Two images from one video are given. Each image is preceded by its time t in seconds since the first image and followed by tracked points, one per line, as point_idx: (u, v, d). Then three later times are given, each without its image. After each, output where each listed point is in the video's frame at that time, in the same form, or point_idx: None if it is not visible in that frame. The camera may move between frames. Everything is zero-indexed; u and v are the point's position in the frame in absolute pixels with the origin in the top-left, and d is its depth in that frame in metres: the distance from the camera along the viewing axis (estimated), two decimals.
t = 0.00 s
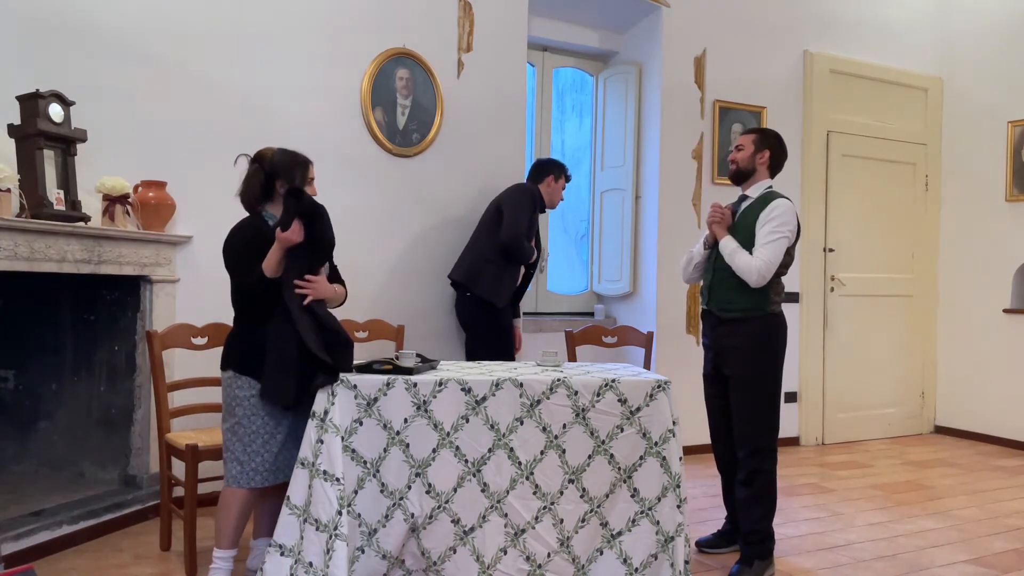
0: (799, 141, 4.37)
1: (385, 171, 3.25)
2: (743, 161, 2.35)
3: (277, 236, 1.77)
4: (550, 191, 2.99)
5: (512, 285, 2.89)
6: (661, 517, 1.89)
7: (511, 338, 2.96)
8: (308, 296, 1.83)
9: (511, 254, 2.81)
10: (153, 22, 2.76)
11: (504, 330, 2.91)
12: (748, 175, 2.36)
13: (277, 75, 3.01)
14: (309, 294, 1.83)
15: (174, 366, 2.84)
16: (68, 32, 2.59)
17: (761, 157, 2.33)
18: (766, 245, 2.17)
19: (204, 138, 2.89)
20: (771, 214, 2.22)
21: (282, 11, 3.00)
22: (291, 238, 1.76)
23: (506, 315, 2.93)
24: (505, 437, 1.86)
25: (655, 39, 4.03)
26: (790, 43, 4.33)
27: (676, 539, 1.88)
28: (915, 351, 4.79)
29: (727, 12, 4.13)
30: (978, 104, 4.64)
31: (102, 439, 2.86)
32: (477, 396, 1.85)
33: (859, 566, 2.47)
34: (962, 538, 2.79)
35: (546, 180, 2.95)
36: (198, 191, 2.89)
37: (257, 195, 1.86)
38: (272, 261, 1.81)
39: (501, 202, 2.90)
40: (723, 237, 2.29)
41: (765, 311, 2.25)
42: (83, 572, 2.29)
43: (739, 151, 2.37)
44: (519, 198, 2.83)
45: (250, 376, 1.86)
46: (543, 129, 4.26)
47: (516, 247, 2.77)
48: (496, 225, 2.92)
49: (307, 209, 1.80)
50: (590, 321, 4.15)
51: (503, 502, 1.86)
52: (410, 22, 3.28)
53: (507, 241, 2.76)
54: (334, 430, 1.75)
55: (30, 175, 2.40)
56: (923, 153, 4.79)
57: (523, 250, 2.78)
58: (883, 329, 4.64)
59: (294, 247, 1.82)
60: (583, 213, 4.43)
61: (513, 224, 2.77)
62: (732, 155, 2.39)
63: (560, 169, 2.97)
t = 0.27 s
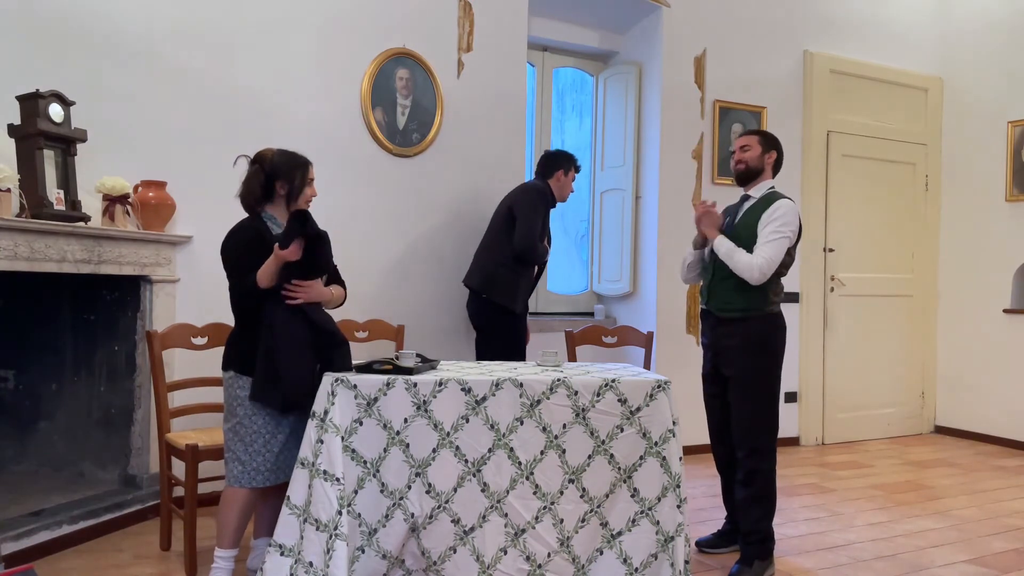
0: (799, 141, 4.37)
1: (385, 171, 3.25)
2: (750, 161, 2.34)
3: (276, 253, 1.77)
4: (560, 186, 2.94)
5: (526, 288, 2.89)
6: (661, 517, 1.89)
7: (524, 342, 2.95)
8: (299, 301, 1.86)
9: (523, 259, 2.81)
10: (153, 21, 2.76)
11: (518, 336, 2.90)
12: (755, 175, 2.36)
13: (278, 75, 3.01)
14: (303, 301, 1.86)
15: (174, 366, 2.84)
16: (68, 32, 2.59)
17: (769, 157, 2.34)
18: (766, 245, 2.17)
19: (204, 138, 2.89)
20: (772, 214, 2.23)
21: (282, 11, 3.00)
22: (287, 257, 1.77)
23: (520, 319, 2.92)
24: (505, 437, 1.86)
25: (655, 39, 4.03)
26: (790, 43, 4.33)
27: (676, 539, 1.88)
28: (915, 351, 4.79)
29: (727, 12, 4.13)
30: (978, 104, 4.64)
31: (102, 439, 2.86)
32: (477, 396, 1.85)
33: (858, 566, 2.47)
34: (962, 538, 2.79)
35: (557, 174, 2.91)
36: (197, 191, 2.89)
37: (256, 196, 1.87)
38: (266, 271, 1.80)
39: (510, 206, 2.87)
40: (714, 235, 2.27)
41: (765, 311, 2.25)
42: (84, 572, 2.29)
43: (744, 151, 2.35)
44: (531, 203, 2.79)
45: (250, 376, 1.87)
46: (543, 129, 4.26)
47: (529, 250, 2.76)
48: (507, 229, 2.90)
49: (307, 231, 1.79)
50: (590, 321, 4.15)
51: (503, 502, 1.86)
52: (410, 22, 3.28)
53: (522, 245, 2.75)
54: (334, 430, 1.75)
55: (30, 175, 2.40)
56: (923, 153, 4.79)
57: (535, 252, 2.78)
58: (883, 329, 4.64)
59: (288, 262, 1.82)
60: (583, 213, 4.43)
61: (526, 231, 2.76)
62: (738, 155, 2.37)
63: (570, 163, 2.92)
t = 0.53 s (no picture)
0: (799, 141, 4.37)
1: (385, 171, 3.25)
2: (748, 164, 2.36)
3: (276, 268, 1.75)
4: (569, 181, 2.88)
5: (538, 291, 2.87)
6: (661, 517, 1.89)
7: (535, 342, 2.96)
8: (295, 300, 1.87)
9: (533, 263, 2.79)
10: (153, 21, 2.76)
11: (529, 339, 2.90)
12: (754, 177, 2.37)
13: (278, 76, 3.01)
14: (297, 300, 1.88)
15: (173, 366, 2.84)
16: (68, 32, 2.59)
17: (765, 159, 2.34)
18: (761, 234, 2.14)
19: (204, 138, 2.89)
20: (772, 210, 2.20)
21: (282, 11, 3.00)
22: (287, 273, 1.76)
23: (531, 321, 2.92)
24: (505, 437, 1.86)
25: (655, 39, 4.03)
26: (790, 44, 4.33)
27: (676, 539, 1.88)
28: (915, 351, 4.79)
29: (727, 12, 4.13)
30: (978, 104, 4.64)
31: (102, 439, 2.85)
32: (477, 396, 1.85)
33: (858, 566, 2.47)
34: (962, 538, 2.79)
35: (564, 170, 2.84)
36: (197, 191, 2.89)
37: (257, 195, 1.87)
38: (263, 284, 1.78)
39: (520, 207, 2.83)
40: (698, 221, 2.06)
41: (766, 310, 2.24)
42: (84, 572, 2.29)
43: (742, 156, 2.38)
44: (542, 207, 2.75)
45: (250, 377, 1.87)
46: (543, 129, 4.26)
47: (539, 254, 2.74)
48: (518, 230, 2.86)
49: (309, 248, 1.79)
50: (590, 321, 4.15)
51: (503, 502, 1.86)
52: (410, 22, 3.28)
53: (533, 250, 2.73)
54: (334, 430, 1.75)
55: (30, 175, 2.40)
56: (923, 153, 4.79)
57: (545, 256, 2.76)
58: (883, 329, 4.64)
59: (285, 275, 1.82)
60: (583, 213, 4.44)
61: (536, 235, 2.73)
62: (737, 160, 2.40)
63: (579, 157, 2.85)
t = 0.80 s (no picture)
0: (799, 141, 4.37)
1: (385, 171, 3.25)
2: (745, 162, 2.36)
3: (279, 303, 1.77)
4: (573, 179, 2.86)
5: (543, 293, 2.87)
6: (661, 517, 1.89)
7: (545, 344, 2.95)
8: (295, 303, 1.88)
9: (536, 266, 2.79)
10: (153, 21, 2.76)
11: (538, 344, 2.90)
12: (749, 176, 2.37)
13: (278, 76, 3.01)
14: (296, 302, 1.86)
15: (173, 366, 2.85)
16: (67, 32, 2.59)
17: (764, 160, 2.34)
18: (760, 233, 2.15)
19: (204, 138, 2.89)
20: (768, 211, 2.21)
21: (282, 11, 3.00)
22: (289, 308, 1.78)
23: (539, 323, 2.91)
24: (505, 437, 1.86)
25: (655, 39, 4.03)
26: (790, 43, 4.33)
27: (676, 539, 1.88)
28: (915, 351, 4.79)
29: (727, 12, 4.13)
30: (978, 104, 4.64)
31: (102, 439, 2.85)
32: (477, 396, 1.85)
33: (858, 566, 2.47)
34: (962, 538, 2.79)
35: (568, 169, 2.82)
36: (197, 191, 2.89)
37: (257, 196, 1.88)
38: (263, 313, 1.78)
39: (521, 211, 2.83)
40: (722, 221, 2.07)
41: (765, 311, 2.24)
42: (84, 572, 2.29)
43: (743, 152, 2.37)
44: (541, 210, 2.75)
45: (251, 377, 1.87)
46: (543, 129, 4.26)
47: (540, 256, 2.74)
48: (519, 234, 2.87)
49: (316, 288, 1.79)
50: (590, 321, 4.15)
51: (503, 502, 1.86)
52: (410, 22, 3.28)
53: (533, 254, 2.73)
54: (334, 430, 1.75)
55: (30, 175, 2.40)
56: (923, 153, 4.79)
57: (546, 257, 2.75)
58: (883, 329, 4.64)
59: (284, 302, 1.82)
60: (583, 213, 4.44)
61: (536, 238, 2.73)
62: (736, 155, 2.39)
63: (580, 154, 2.82)
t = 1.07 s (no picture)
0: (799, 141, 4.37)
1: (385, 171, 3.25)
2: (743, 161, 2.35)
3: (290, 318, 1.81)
4: (574, 180, 2.84)
5: (545, 294, 2.86)
6: (661, 517, 1.89)
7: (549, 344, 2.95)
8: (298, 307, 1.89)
9: (535, 268, 2.79)
10: (153, 21, 2.76)
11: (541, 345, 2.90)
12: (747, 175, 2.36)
13: (278, 76, 3.01)
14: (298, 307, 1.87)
15: (173, 366, 2.85)
16: (67, 32, 2.59)
17: (762, 161, 2.33)
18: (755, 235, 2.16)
19: (204, 138, 2.89)
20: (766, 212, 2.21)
21: (282, 11, 3.00)
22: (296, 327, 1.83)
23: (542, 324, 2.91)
24: (505, 437, 1.86)
25: (655, 39, 4.03)
26: (790, 43, 4.33)
27: (676, 539, 1.88)
28: (915, 351, 4.79)
29: (727, 12, 4.13)
30: (978, 104, 4.64)
31: (102, 439, 2.85)
32: (477, 396, 1.85)
33: (858, 566, 2.47)
34: (962, 538, 2.79)
35: (568, 170, 2.81)
36: (198, 191, 2.89)
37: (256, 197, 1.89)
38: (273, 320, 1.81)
39: (520, 212, 2.84)
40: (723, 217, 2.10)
41: (766, 312, 2.24)
42: (84, 572, 2.29)
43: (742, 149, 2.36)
44: (538, 211, 2.75)
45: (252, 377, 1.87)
46: (543, 129, 4.26)
47: (539, 258, 2.73)
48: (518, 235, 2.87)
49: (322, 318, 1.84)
50: (590, 321, 4.15)
51: (503, 502, 1.86)
52: (410, 22, 3.28)
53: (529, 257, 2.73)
54: (334, 430, 1.75)
55: (30, 175, 2.40)
56: (923, 153, 4.79)
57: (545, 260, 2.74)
58: (883, 329, 4.64)
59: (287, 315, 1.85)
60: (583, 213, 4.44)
61: (533, 241, 2.72)
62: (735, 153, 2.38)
63: (581, 154, 2.79)
